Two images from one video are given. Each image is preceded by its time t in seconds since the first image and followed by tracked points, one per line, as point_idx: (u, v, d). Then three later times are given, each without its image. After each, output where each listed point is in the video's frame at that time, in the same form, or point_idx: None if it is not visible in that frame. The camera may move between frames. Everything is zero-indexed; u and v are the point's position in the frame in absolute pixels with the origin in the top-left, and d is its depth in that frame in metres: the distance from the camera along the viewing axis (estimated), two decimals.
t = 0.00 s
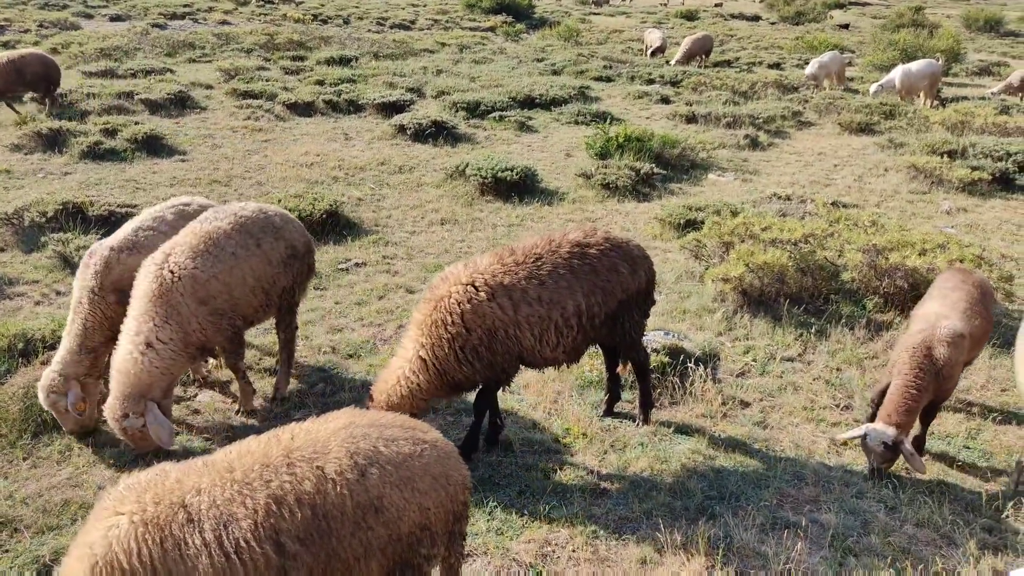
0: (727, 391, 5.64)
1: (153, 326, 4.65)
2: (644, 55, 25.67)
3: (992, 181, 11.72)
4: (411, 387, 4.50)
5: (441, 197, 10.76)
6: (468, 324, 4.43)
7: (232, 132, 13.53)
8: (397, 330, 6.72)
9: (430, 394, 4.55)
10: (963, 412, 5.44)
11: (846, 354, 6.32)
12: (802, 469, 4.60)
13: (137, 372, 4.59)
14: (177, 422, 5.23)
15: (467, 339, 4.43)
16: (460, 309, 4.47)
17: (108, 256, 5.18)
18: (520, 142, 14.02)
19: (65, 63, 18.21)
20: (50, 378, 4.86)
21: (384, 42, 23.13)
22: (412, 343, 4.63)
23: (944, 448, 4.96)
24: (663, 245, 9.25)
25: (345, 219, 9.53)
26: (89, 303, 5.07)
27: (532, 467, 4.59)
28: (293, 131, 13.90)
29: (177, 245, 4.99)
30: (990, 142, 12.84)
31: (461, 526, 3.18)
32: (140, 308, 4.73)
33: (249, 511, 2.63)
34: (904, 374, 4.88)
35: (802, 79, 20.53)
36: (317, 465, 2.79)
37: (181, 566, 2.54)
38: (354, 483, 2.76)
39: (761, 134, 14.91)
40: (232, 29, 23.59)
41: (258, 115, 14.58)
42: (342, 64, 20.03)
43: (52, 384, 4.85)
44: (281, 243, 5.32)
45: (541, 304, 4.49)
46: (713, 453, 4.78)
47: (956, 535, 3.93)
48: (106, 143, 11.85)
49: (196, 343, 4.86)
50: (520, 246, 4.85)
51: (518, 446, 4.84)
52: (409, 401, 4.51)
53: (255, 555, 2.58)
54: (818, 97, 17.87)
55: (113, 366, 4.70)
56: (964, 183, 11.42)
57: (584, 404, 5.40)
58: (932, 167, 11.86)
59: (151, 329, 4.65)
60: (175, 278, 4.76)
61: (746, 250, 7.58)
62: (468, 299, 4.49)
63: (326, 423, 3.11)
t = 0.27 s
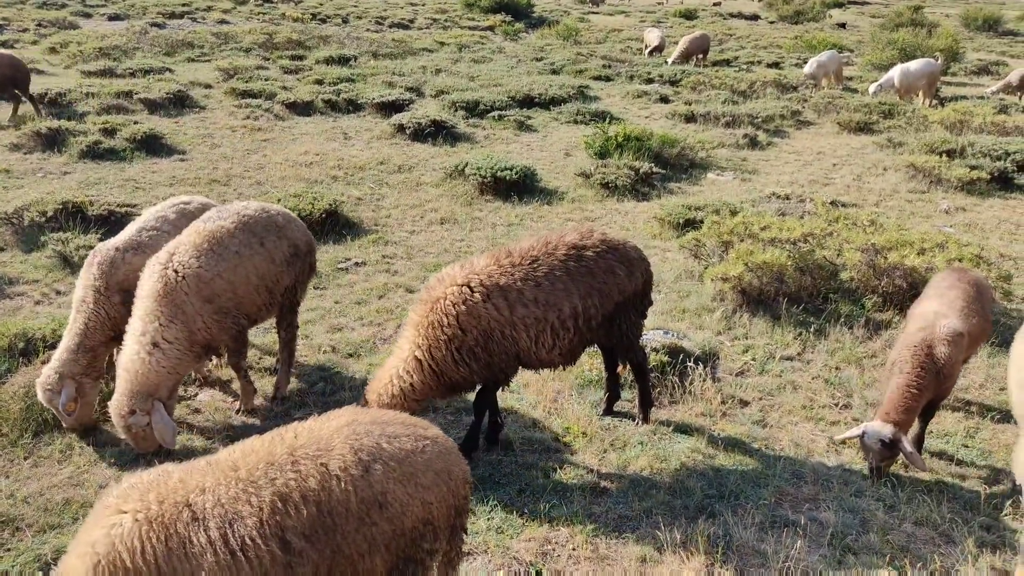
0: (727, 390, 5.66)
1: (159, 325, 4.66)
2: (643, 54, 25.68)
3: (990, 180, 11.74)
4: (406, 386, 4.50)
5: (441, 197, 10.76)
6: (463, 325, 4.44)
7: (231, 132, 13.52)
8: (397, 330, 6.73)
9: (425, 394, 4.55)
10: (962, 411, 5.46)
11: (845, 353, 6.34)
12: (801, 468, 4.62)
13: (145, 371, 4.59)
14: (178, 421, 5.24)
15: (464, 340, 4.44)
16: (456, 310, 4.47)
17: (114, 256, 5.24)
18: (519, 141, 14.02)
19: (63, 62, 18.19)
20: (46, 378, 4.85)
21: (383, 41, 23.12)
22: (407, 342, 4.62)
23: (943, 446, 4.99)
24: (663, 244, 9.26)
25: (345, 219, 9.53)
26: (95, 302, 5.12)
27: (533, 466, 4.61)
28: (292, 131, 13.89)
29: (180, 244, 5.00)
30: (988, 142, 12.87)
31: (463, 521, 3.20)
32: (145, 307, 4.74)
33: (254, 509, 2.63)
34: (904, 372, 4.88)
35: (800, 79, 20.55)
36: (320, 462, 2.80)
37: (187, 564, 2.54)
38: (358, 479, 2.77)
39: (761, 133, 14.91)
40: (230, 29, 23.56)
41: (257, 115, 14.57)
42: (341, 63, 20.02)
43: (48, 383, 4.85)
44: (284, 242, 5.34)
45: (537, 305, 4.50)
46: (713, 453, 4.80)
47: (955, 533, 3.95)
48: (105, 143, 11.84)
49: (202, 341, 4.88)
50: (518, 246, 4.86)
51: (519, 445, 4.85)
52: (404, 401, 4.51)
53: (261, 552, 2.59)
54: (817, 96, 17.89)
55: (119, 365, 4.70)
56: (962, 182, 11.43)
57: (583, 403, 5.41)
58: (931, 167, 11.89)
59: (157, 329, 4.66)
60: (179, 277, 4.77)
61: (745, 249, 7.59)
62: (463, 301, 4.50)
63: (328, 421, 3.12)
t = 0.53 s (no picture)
0: (731, 391, 5.66)
1: (172, 325, 4.68)
2: (646, 55, 25.68)
3: (994, 181, 11.72)
4: (410, 388, 4.50)
5: (445, 198, 10.78)
6: (467, 328, 4.45)
7: (236, 133, 13.55)
8: (401, 330, 6.74)
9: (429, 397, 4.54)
10: (967, 412, 5.45)
11: (849, 354, 6.34)
12: (806, 468, 4.62)
13: (159, 372, 4.60)
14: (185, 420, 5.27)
15: (468, 342, 4.45)
16: (460, 312, 4.48)
17: (119, 258, 5.27)
18: (523, 142, 14.04)
19: (68, 63, 18.25)
20: (42, 378, 4.84)
21: (386, 42, 23.16)
22: (411, 344, 4.63)
23: (948, 446, 4.99)
24: (666, 245, 9.26)
25: (349, 219, 9.56)
26: (96, 303, 5.10)
27: (538, 465, 4.62)
28: (296, 131, 13.93)
29: (189, 245, 5.02)
30: (992, 143, 12.85)
31: (467, 520, 3.22)
32: (156, 308, 4.76)
33: (259, 509, 2.65)
34: (908, 373, 4.88)
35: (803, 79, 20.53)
36: (325, 462, 2.81)
37: (194, 564, 2.56)
38: (363, 479, 2.78)
39: (764, 134, 14.91)
40: (234, 30, 23.62)
41: (261, 115, 14.61)
42: (344, 64, 20.06)
43: (46, 382, 4.83)
44: (292, 242, 5.36)
45: (541, 306, 4.52)
46: (718, 453, 4.80)
47: (961, 534, 3.95)
48: (110, 144, 11.88)
49: (213, 340, 4.90)
50: (521, 248, 4.87)
51: (524, 445, 4.87)
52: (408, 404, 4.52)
53: (267, 552, 2.61)
54: (820, 97, 17.87)
55: (132, 365, 4.71)
56: (966, 183, 11.42)
57: (589, 403, 5.42)
58: (934, 168, 11.89)
59: (170, 329, 4.68)
60: (189, 278, 4.79)
61: (749, 250, 7.59)
62: (467, 303, 4.51)
63: (332, 421, 3.13)
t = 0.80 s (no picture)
0: (733, 395, 5.66)
1: (178, 328, 4.71)
2: (649, 57, 25.70)
3: (997, 184, 11.69)
4: (411, 392, 4.50)
5: (447, 200, 10.79)
6: (468, 331, 4.46)
7: (239, 135, 13.59)
8: (403, 333, 6.74)
9: (429, 400, 4.55)
10: (969, 416, 5.44)
11: (851, 357, 6.32)
12: (807, 473, 4.62)
13: (163, 374, 4.62)
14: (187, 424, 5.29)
15: (469, 346, 4.46)
16: (461, 316, 4.49)
17: (115, 263, 5.28)
18: (525, 145, 14.06)
19: (72, 66, 18.33)
20: (38, 381, 4.85)
21: (389, 45, 23.22)
22: (412, 348, 4.64)
23: (950, 451, 4.98)
24: (668, 248, 9.26)
25: (351, 222, 9.57)
26: (91, 308, 5.13)
27: (539, 469, 4.63)
28: (299, 134, 13.97)
29: (193, 248, 5.04)
30: (996, 145, 12.82)
31: (465, 526, 3.23)
32: (161, 311, 4.78)
33: (257, 514, 2.66)
34: (909, 377, 4.87)
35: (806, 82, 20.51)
36: (322, 468, 2.82)
37: (191, 569, 2.57)
38: (359, 485, 2.79)
39: (767, 137, 14.90)
40: (238, 32, 23.70)
41: (265, 118, 14.65)
42: (348, 67, 20.11)
43: (42, 386, 4.83)
44: (295, 244, 5.38)
45: (543, 310, 4.52)
46: (719, 457, 4.80)
47: (962, 539, 3.94)
48: (114, 147, 11.93)
49: (218, 343, 4.92)
50: (523, 252, 4.88)
51: (524, 449, 4.87)
52: (408, 407, 4.52)
53: (264, 557, 2.62)
54: (823, 99, 17.86)
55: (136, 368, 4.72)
56: (969, 186, 11.40)
57: (590, 407, 5.41)
58: (937, 170, 11.87)
59: (175, 332, 4.71)
60: (194, 280, 4.81)
61: (751, 253, 7.59)
62: (468, 307, 4.52)
63: (329, 426, 3.14)
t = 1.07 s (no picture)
0: (730, 403, 5.67)
1: (174, 338, 4.71)
2: (647, 66, 25.82)
3: (995, 192, 11.73)
4: (409, 402, 4.50)
5: (446, 208, 10.82)
6: (465, 342, 4.47)
7: (238, 144, 13.63)
8: (401, 341, 6.75)
9: (427, 411, 4.55)
10: (966, 424, 5.45)
11: (849, 365, 6.33)
12: (804, 481, 4.62)
13: (158, 383, 4.65)
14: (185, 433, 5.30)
15: (466, 356, 4.47)
16: (457, 326, 4.50)
17: (108, 274, 5.30)
18: (524, 153, 14.11)
19: (72, 74, 18.40)
20: (37, 397, 4.81)
21: (389, 53, 23.33)
22: (409, 358, 4.64)
23: (947, 459, 4.98)
24: (666, 256, 9.28)
25: (350, 230, 9.59)
26: (83, 319, 5.13)
27: (536, 478, 4.63)
28: (299, 142, 14.01)
29: (190, 258, 5.06)
30: (993, 153, 12.87)
31: (459, 534, 3.23)
32: (157, 321, 4.79)
33: (251, 524, 2.66)
34: (904, 386, 4.87)
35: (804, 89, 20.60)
36: (316, 478, 2.83)
37: None
38: (353, 495, 2.80)
39: (765, 144, 14.96)
40: (238, 41, 23.79)
41: (264, 126, 14.70)
42: (347, 75, 20.19)
43: (41, 402, 4.79)
44: (292, 253, 5.39)
45: (539, 320, 4.53)
46: (717, 465, 4.80)
47: (959, 547, 3.94)
48: (113, 155, 11.96)
49: (215, 352, 4.92)
50: (520, 261, 4.90)
51: (521, 457, 4.87)
52: (406, 417, 4.52)
53: (258, 567, 2.62)
54: (821, 107, 17.94)
55: (132, 378, 4.74)
56: (966, 194, 11.44)
57: (587, 416, 5.41)
58: (935, 178, 11.91)
59: (171, 342, 4.71)
60: (191, 290, 4.82)
61: (748, 261, 7.61)
62: (465, 317, 4.53)
63: (323, 436, 3.14)
